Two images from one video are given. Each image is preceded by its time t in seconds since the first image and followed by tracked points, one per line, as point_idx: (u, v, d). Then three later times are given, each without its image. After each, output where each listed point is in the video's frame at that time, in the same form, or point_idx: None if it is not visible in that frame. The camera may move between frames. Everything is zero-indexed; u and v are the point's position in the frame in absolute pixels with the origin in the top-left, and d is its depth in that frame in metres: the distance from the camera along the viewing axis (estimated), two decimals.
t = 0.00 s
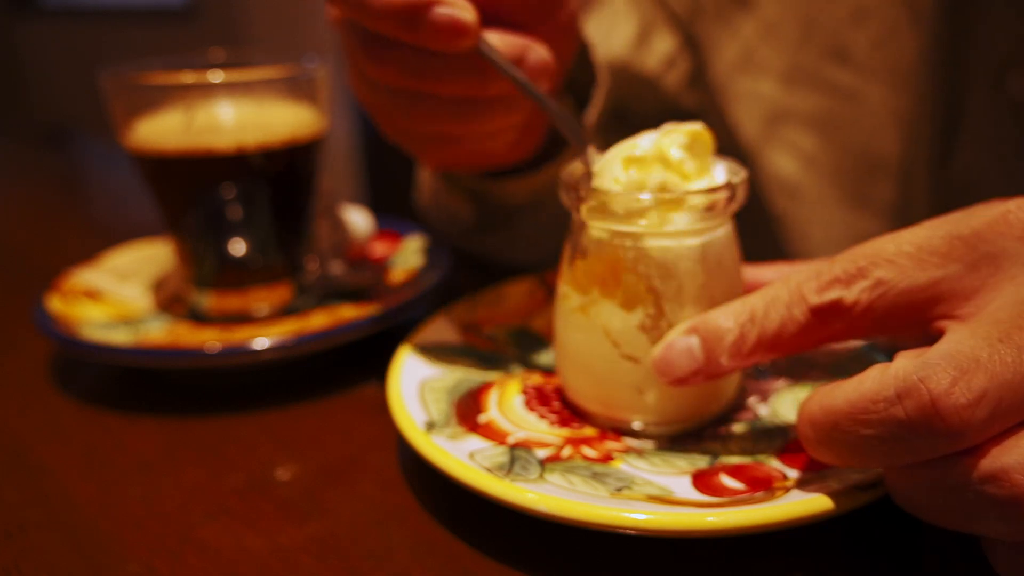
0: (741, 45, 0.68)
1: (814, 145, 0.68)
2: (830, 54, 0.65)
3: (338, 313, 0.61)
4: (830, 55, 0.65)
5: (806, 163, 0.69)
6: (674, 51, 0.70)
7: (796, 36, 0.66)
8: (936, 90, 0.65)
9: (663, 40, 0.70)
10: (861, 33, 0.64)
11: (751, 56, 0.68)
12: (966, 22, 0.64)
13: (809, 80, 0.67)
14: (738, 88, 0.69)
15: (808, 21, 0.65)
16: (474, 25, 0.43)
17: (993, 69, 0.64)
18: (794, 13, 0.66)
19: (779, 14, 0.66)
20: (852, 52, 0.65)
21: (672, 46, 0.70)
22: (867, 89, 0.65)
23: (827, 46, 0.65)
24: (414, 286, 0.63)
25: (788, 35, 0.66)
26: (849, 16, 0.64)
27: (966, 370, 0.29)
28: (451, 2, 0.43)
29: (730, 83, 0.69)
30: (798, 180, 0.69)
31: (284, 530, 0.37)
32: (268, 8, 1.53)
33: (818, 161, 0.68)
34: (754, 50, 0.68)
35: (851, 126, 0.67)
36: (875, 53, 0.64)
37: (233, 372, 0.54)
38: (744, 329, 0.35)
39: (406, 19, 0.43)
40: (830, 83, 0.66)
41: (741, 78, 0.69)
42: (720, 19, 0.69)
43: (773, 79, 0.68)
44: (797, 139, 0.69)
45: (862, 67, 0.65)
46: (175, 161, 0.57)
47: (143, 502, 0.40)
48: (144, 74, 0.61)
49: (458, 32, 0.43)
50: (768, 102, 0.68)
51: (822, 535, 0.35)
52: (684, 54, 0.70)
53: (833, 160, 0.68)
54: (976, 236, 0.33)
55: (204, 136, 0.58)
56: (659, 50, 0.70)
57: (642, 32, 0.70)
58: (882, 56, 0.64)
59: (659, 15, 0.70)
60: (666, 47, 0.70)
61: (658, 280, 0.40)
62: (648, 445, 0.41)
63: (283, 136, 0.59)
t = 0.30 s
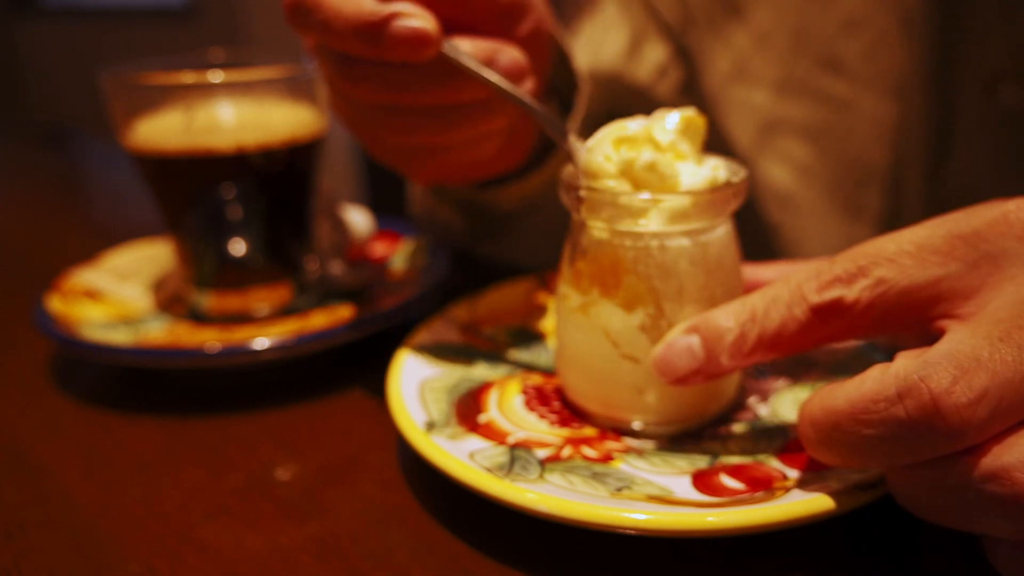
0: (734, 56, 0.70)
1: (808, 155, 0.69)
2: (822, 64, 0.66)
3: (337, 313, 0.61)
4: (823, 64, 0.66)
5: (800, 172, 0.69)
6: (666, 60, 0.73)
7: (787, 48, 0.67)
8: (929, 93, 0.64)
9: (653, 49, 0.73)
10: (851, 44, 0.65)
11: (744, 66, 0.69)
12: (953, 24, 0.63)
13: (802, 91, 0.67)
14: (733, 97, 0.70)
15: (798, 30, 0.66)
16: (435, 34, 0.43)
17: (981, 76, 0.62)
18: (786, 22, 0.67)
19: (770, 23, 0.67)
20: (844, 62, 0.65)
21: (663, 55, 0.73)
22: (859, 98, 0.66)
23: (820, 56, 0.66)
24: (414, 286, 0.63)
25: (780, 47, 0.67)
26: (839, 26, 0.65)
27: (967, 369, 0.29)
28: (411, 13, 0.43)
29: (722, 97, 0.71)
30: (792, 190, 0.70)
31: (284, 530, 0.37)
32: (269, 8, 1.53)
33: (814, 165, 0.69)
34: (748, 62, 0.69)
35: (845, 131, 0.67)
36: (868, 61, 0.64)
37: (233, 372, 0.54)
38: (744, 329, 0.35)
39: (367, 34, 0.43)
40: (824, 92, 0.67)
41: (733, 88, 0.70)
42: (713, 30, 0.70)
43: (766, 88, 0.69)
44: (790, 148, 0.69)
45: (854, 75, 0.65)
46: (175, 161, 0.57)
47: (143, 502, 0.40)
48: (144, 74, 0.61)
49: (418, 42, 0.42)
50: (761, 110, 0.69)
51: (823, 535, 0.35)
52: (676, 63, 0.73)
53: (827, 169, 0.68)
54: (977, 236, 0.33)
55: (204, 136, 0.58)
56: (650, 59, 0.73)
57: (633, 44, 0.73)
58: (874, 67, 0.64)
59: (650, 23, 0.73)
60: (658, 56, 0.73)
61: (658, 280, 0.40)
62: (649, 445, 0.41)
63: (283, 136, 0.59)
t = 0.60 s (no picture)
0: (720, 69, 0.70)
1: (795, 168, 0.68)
2: (810, 77, 0.65)
3: (337, 313, 0.61)
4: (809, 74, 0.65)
5: (789, 184, 0.69)
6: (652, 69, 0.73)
7: (774, 60, 0.67)
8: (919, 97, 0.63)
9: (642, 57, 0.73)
10: (840, 54, 0.64)
11: (731, 79, 0.69)
12: (943, 24, 0.61)
13: (789, 102, 0.67)
14: (722, 109, 0.71)
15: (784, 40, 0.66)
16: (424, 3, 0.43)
17: (974, 81, 0.61)
18: (772, 33, 0.66)
19: (757, 34, 0.67)
20: (830, 75, 0.65)
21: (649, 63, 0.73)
22: (846, 111, 0.65)
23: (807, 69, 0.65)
24: (414, 286, 0.63)
25: (767, 57, 0.67)
26: (826, 38, 0.64)
27: (967, 364, 0.29)
28: None
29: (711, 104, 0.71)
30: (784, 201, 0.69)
31: (284, 530, 0.37)
32: (268, 8, 1.53)
33: (801, 180, 0.68)
34: (734, 73, 0.69)
35: (834, 144, 0.66)
36: (855, 73, 0.63)
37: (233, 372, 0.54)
38: (746, 325, 0.35)
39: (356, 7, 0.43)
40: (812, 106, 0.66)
41: (722, 98, 0.70)
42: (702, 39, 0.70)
43: (752, 99, 0.69)
44: (779, 160, 0.69)
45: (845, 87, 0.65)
46: (175, 161, 0.57)
47: (142, 502, 0.40)
48: (143, 74, 0.61)
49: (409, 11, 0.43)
50: (745, 121, 0.69)
51: (823, 534, 0.35)
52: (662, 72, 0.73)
53: (815, 184, 0.68)
54: (977, 235, 0.33)
55: (204, 137, 0.58)
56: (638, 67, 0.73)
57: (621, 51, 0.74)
58: (861, 78, 0.63)
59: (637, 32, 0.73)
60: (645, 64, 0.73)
61: (659, 278, 0.40)
62: (649, 445, 0.41)
63: (283, 137, 0.59)
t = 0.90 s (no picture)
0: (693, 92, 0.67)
1: (784, 190, 0.62)
2: (793, 91, 0.60)
3: (337, 313, 0.61)
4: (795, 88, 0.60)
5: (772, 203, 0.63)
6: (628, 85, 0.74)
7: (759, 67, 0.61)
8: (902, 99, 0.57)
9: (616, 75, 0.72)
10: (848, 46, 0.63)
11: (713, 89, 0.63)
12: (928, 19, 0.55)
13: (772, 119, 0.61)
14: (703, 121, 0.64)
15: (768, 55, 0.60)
16: None
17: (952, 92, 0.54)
18: (756, 44, 0.61)
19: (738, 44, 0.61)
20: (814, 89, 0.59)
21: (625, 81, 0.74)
22: (830, 126, 0.59)
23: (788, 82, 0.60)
24: (414, 286, 0.63)
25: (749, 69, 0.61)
26: (807, 50, 0.59)
27: (967, 360, 0.29)
28: None
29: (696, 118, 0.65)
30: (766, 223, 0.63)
31: (284, 530, 0.37)
32: (268, 9, 1.53)
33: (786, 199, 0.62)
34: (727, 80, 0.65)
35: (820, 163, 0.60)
36: (838, 90, 0.58)
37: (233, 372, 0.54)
38: (750, 324, 0.35)
39: None
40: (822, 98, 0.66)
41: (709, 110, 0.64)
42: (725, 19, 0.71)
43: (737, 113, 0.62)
44: (762, 176, 0.63)
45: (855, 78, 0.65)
46: (175, 161, 0.57)
47: (142, 502, 0.40)
48: (143, 74, 0.61)
49: None
50: (730, 136, 0.63)
51: (823, 535, 0.35)
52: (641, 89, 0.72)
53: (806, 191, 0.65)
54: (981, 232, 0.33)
55: (203, 136, 0.58)
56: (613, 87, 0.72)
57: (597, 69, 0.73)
58: (846, 94, 0.58)
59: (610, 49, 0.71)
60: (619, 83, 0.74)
61: (661, 278, 0.40)
62: (650, 444, 0.41)
63: (283, 137, 0.59)
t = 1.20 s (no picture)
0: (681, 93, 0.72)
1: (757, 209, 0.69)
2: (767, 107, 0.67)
3: (337, 313, 0.61)
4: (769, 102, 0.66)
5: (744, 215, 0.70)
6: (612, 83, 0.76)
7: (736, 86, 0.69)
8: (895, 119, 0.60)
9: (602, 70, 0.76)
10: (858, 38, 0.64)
11: (688, 105, 0.72)
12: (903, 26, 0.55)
13: (746, 135, 0.68)
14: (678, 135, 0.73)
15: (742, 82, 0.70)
16: None
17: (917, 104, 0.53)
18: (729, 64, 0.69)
19: (715, 60, 0.70)
20: (789, 107, 0.66)
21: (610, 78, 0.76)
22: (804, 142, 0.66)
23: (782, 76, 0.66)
24: (413, 286, 0.63)
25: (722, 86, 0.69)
26: (779, 69, 0.65)
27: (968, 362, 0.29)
28: None
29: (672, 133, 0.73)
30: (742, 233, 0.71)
31: (284, 530, 0.37)
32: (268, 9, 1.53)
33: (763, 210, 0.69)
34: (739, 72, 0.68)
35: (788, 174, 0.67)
36: (810, 107, 0.64)
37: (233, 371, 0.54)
38: (750, 325, 0.35)
39: None
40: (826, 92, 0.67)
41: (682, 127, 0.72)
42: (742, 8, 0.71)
43: (713, 130, 0.71)
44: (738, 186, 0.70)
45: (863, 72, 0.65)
46: (175, 161, 0.57)
47: (142, 502, 0.40)
48: (143, 74, 0.62)
49: None
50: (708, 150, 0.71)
51: (823, 535, 0.35)
52: (621, 89, 0.76)
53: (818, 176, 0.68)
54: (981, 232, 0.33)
55: (204, 136, 0.58)
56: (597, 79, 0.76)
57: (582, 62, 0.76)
58: (817, 111, 0.64)
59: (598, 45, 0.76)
60: (605, 78, 0.76)
61: (660, 278, 0.40)
62: (649, 444, 0.41)
63: (283, 136, 0.59)
